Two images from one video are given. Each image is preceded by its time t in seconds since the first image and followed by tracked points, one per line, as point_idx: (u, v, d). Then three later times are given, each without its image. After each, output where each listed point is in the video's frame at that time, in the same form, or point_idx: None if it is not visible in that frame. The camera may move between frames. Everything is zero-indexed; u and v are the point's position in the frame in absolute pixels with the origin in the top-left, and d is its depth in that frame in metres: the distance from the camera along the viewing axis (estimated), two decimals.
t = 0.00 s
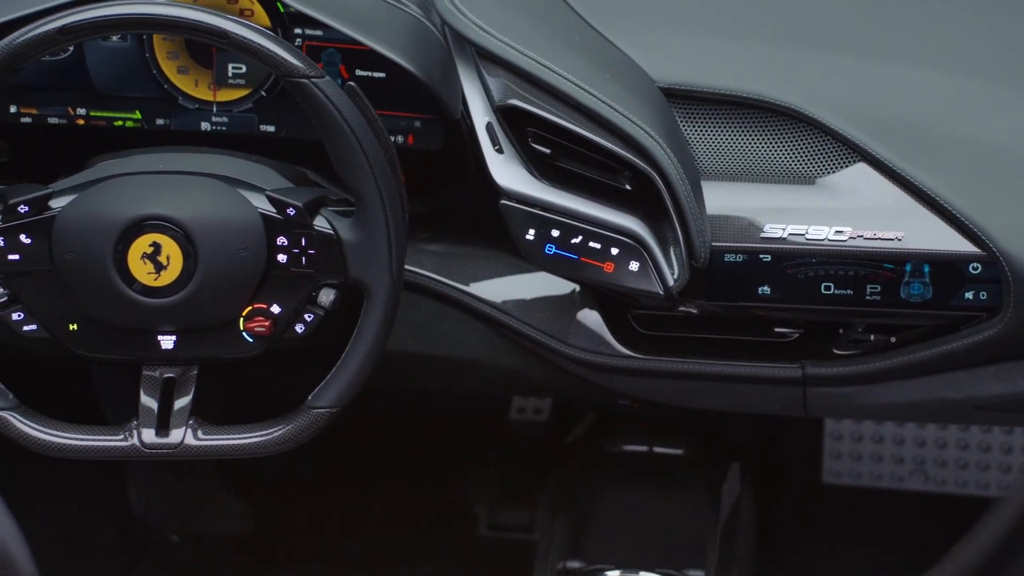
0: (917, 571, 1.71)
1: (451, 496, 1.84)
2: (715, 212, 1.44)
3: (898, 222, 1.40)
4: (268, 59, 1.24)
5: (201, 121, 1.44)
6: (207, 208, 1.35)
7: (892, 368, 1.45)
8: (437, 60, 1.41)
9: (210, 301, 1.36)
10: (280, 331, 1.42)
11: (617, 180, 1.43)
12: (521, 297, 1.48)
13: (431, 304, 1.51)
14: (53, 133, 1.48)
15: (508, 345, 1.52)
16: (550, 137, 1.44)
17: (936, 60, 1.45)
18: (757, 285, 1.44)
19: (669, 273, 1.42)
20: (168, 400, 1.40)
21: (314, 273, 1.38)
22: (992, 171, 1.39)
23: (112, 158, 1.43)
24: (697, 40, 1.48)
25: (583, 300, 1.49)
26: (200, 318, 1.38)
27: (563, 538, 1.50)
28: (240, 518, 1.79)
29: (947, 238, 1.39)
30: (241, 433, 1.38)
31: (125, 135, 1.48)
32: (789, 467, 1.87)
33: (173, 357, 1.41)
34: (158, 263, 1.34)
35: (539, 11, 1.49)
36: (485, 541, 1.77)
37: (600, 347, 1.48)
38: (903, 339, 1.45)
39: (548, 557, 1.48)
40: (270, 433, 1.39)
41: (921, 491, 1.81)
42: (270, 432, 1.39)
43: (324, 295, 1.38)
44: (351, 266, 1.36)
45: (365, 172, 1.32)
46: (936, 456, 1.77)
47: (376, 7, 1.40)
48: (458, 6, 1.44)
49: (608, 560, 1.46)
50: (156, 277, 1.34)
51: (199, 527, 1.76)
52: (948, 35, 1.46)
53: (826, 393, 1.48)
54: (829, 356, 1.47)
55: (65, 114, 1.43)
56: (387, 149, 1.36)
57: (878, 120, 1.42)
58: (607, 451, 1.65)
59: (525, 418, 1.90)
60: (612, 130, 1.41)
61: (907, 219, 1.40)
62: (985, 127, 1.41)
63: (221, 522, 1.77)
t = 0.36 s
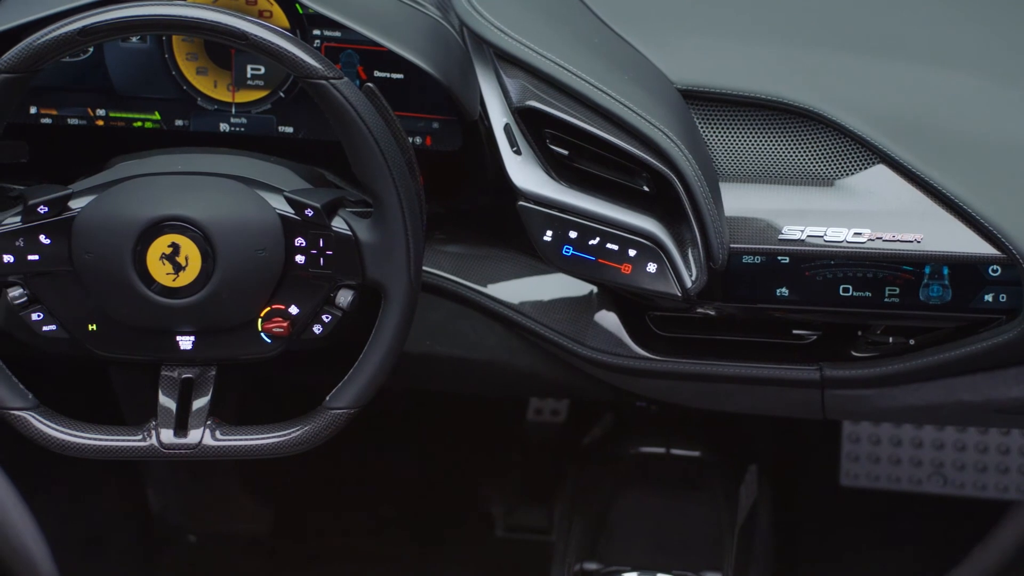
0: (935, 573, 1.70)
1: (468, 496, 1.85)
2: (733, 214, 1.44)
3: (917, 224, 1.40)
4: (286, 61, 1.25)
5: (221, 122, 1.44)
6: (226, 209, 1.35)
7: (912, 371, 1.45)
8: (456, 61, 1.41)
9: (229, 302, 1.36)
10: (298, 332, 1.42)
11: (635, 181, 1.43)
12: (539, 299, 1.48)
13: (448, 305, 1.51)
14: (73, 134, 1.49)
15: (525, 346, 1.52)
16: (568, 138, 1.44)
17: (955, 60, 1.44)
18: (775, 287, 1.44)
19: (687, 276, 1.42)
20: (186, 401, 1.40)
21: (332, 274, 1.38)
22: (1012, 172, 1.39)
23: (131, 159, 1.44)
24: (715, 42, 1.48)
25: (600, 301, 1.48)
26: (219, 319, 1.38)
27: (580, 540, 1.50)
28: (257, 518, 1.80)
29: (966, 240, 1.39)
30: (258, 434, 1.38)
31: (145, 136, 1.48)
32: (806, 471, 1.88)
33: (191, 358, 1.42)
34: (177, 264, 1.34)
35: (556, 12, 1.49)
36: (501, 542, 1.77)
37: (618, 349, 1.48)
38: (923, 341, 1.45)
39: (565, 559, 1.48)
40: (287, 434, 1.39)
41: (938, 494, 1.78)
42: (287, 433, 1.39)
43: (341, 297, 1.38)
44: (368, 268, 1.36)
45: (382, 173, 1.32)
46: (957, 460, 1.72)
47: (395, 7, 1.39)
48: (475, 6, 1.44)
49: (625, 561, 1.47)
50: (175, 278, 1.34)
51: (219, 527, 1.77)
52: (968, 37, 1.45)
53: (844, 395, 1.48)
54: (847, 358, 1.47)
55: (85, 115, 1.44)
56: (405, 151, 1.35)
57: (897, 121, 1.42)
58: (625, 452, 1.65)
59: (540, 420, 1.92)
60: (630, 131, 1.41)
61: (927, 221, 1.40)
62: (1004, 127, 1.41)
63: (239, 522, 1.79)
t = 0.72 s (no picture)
0: None
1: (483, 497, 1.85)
2: (751, 216, 1.44)
3: (936, 226, 1.40)
4: (305, 62, 1.25)
5: (240, 123, 1.44)
6: (244, 210, 1.35)
7: (931, 374, 1.44)
8: (474, 62, 1.41)
9: (248, 303, 1.37)
10: (315, 333, 1.42)
11: (652, 183, 1.43)
12: (557, 301, 1.48)
13: (465, 305, 1.51)
14: (92, 134, 1.49)
15: (542, 347, 1.52)
16: (585, 140, 1.44)
17: (973, 62, 1.44)
18: (792, 289, 1.43)
19: (704, 277, 1.41)
20: (205, 401, 1.41)
21: (350, 275, 1.38)
22: None
23: (149, 160, 1.44)
24: (734, 45, 1.48)
25: (618, 303, 1.49)
26: (237, 320, 1.38)
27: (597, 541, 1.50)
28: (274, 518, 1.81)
29: (985, 241, 1.39)
30: (276, 435, 1.38)
31: (164, 136, 1.48)
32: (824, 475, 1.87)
33: (209, 358, 1.42)
34: (196, 265, 1.34)
35: (574, 13, 1.49)
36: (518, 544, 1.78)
37: (635, 351, 1.48)
38: (942, 343, 1.45)
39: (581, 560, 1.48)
40: (304, 435, 1.39)
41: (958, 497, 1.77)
42: (304, 434, 1.39)
43: (359, 298, 1.38)
44: (387, 269, 1.36)
45: (400, 174, 1.32)
46: (974, 462, 1.73)
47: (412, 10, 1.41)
48: (494, 9, 1.43)
49: (642, 564, 1.47)
50: (193, 279, 1.35)
51: (236, 528, 1.79)
52: (988, 40, 1.45)
53: (863, 397, 1.47)
54: (865, 360, 1.47)
55: (104, 115, 1.45)
56: (423, 152, 1.36)
57: (915, 123, 1.42)
58: (640, 457, 1.64)
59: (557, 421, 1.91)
60: (647, 133, 1.41)
61: (946, 223, 1.40)
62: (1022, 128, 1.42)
63: (257, 523, 1.80)
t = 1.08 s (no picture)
0: None
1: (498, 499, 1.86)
2: (770, 219, 1.44)
3: (955, 229, 1.39)
4: (324, 64, 1.25)
5: (257, 124, 1.44)
6: (262, 212, 1.35)
7: (949, 376, 1.44)
8: (492, 64, 1.41)
9: (266, 304, 1.37)
10: (333, 334, 1.42)
11: (670, 185, 1.43)
12: (574, 302, 1.48)
13: (481, 307, 1.50)
14: (111, 136, 1.50)
15: (559, 349, 1.52)
16: (602, 141, 1.43)
17: (989, 64, 1.45)
18: (810, 291, 1.43)
19: (721, 279, 1.42)
20: (222, 403, 1.41)
21: (368, 277, 1.38)
22: None
23: (167, 162, 1.44)
24: (752, 47, 1.47)
25: (635, 305, 1.49)
26: (254, 321, 1.38)
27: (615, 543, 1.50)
28: (290, 519, 1.81)
29: (1004, 243, 1.39)
30: (294, 436, 1.38)
31: (182, 138, 1.49)
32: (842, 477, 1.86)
33: (227, 359, 1.42)
34: (214, 266, 1.35)
35: (592, 14, 1.49)
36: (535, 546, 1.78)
37: (653, 353, 1.48)
38: (961, 346, 1.44)
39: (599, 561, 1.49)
40: (322, 436, 1.39)
41: (976, 500, 1.76)
42: (322, 435, 1.39)
43: (376, 299, 1.39)
44: (404, 270, 1.36)
45: (418, 175, 1.32)
46: (993, 465, 1.73)
47: (432, 11, 1.40)
48: (513, 12, 1.44)
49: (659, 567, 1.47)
50: (211, 279, 1.35)
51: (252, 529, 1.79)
52: (991, 40, 1.46)
53: (882, 400, 1.48)
54: (883, 363, 1.47)
55: (123, 117, 1.45)
56: (441, 154, 1.36)
57: (932, 124, 1.42)
58: (657, 457, 1.66)
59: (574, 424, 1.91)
60: (665, 135, 1.41)
61: (965, 226, 1.40)
62: None
63: (274, 523, 1.80)
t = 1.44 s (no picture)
0: None
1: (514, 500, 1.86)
2: (786, 222, 1.43)
3: (973, 233, 1.39)
4: (340, 65, 1.25)
5: (275, 127, 1.45)
6: (279, 214, 1.35)
7: (967, 380, 1.44)
8: (509, 68, 1.41)
9: (283, 306, 1.37)
10: (349, 336, 1.42)
11: (687, 188, 1.43)
12: (589, 305, 1.48)
13: (497, 310, 1.50)
14: (128, 138, 1.50)
15: (575, 352, 1.52)
16: (619, 144, 1.44)
17: (1004, 68, 1.45)
18: (826, 295, 1.42)
19: (738, 282, 1.41)
20: (239, 404, 1.41)
21: (384, 279, 1.38)
22: None
23: (185, 164, 1.45)
24: (766, 52, 1.48)
25: (651, 308, 1.49)
26: (271, 324, 1.38)
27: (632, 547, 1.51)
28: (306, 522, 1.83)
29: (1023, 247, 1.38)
30: (310, 438, 1.38)
31: (199, 141, 1.49)
32: (858, 481, 1.86)
33: (244, 361, 1.42)
34: (231, 268, 1.35)
35: (609, 17, 1.49)
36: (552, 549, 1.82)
37: (669, 356, 1.48)
38: (978, 350, 1.44)
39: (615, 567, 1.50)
40: (339, 438, 1.39)
41: (994, 504, 1.78)
42: (338, 437, 1.39)
43: (393, 302, 1.38)
44: (420, 273, 1.35)
45: (435, 177, 1.31)
46: (1010, 469, 1.74)
47: (449, 15, 1.40)
48: (531, 15, 1.44)
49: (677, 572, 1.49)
50: (228, 282, 1.35)
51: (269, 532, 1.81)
52: (1006, 46, 1.46)
53: (899, 404, 1.47)
54: (899, 366, 1.46)
55: (141, 119, 1.46)
56: (457, 156, 1.35)
57: (949, 127, 1.43)
58: (674, 461, 1.66)
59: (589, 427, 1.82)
60: (682, 138, 1.40)
61: (983, 229, 1.39)
62: None
63: (289, 526, 1.82)
